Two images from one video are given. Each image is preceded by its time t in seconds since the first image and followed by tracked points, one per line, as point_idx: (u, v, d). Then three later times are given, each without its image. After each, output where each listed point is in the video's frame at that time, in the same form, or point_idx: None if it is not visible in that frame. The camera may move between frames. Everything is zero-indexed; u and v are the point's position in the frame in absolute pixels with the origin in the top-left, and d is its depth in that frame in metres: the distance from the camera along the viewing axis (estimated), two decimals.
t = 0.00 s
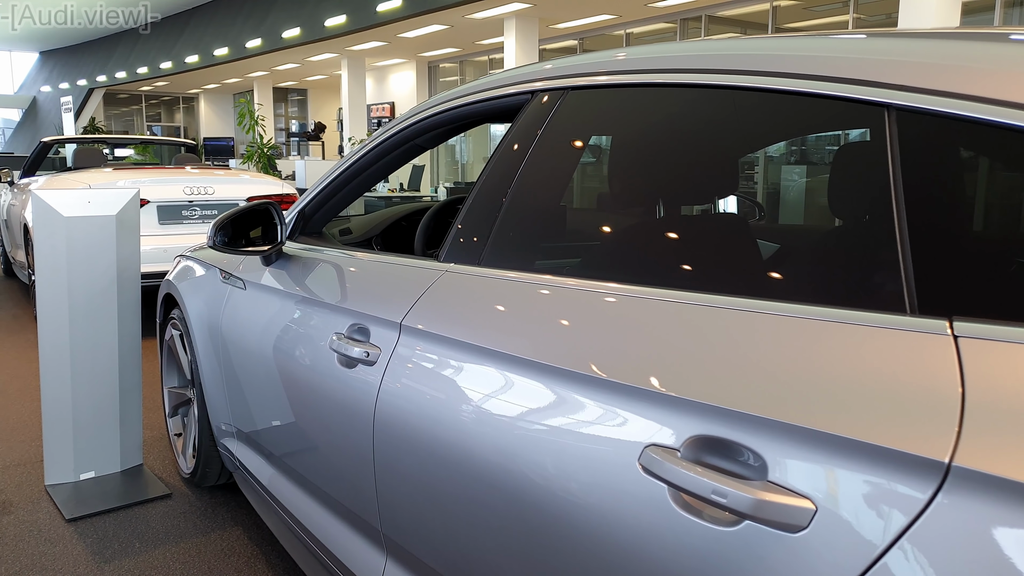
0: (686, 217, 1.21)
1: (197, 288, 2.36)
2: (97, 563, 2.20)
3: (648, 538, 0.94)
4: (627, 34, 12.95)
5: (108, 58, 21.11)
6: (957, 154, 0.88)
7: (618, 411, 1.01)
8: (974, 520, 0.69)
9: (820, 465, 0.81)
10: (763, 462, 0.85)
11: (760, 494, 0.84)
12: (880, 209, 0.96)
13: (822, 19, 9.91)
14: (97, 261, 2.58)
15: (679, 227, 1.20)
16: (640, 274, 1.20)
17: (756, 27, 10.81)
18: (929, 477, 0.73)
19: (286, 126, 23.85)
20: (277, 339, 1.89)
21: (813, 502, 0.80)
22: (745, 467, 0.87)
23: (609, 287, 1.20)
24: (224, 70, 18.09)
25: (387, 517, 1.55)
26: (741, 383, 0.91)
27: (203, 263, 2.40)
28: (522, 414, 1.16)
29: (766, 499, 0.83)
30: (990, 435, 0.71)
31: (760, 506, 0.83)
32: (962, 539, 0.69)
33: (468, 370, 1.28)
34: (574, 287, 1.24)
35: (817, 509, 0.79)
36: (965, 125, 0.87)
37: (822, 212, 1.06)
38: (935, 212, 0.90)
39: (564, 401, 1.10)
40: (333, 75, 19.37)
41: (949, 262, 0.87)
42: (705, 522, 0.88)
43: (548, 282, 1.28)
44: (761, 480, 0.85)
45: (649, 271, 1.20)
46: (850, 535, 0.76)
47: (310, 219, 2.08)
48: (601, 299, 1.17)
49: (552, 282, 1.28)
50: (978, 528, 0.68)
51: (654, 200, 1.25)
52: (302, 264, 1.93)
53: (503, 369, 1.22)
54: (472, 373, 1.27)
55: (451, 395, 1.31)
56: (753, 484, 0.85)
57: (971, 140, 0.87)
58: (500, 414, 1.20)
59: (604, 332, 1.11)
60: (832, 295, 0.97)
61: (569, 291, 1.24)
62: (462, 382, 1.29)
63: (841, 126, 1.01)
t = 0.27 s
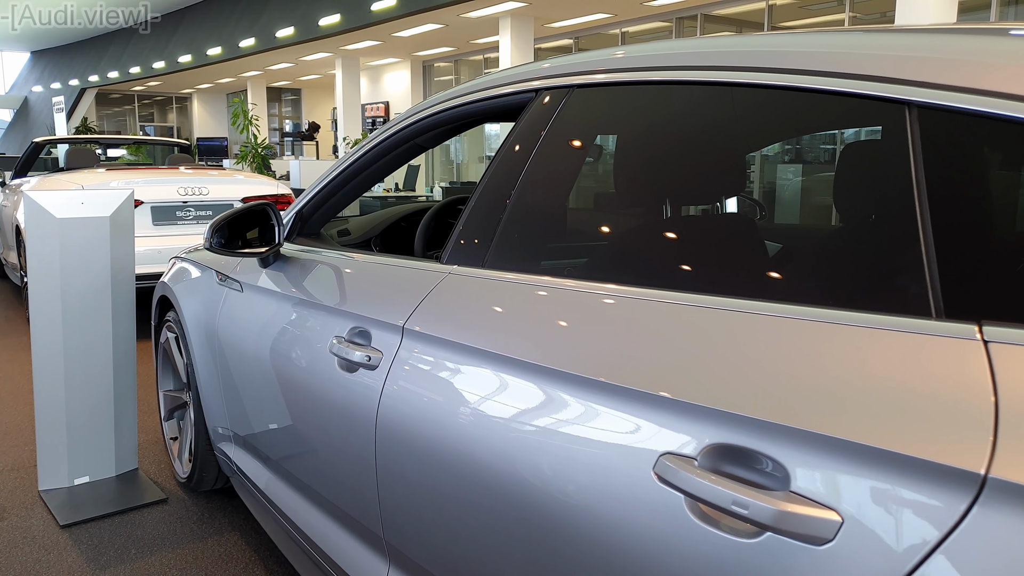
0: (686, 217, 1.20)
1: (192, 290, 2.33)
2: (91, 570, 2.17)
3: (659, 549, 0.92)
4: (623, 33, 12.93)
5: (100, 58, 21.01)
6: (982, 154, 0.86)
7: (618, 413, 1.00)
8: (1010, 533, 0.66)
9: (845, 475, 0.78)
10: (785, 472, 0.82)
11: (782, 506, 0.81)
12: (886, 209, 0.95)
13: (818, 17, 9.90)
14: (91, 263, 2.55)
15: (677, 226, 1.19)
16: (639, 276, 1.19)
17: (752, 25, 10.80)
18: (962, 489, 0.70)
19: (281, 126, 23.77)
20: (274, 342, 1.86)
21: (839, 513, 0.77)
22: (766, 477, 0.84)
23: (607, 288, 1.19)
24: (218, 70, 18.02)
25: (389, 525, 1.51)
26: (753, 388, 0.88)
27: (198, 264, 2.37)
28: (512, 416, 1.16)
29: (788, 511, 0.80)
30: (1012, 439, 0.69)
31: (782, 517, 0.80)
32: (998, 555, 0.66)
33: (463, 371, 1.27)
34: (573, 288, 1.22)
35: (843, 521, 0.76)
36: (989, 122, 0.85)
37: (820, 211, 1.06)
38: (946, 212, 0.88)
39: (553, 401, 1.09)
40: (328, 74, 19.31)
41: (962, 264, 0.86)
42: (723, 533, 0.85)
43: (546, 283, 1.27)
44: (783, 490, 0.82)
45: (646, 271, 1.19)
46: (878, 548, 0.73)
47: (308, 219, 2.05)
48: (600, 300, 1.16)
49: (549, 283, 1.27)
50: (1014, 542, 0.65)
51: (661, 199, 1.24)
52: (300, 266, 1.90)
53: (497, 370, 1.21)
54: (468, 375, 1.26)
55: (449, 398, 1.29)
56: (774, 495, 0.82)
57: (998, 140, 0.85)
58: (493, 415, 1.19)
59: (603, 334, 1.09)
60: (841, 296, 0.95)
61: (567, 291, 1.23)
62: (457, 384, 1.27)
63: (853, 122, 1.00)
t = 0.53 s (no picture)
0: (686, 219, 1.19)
1: (190, 293, 2.31)
2: None
3: (675, 559, 0.90)
4: (619, 32, 12.93)
5: (93, 57, 20.90)
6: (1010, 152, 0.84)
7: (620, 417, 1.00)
8: None
9: (875, 488, 0.76)
10: (811, 483, 0.80)
11: (808, 518, 0.79)
12: (896, 209, 0.96)
13: (814, 16, 9.91)
14: (88, 264, 2.52)
15: (677, 227, 1.19)
16: (641, 279, 1.19)
17: (748, 24, 10.80)
18: (1000, 502, 0.68)
19: (275, 126, 23.70)
20: (271, 345, 1.84)
21: (870, 526, 0.75)
22: (790, 488, 0.82)
23: (605, 290, 1.19)
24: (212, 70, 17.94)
25: (393, 533, 1.49)
26: (770, 394, 0.87)
27: (196, 266, 2.35)
28: (507, 417, 1.17)
29: (815, 524, 0.78)
30: None
31: (810, 530, 0.78)
32: None
33: (460, 374, 1.28)
34: (572, 291, 1.22)
35: (875, 535, 0.74)
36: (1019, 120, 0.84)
37: (814, 211, 1.05)
38: (961, 215, 0.88)
39: (544, 401, 1.11)
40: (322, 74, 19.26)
41: (977, 266, 0.85)
42: (745, 545, 0.83)
43: (544, 285, 1.27)
44: (809, 502, 0.80)
45: (642, 271, 1.20)
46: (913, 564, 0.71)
47: (308, 220, 2.03)
48: (599, 303, 1.16)
49: (547, 285, 1.27)
50: None
51: (669, 200, 1.23)
52: (299, 267, 1.88)
53: (493, 371, 1.22)
54: (465, 378, 1.26)
55: (445, 401, 1.29)
56: (800, 506, 0.80)
57: None
58: (489, 417, 1.20)
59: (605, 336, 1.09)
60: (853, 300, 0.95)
61: (565, 292, 1.23)
62: (455, 387, 1.28)
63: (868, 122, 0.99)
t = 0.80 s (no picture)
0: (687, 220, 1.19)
1: (188, 296, 2.28)
2: None
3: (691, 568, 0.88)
4: (615, 32, 12.92)
5: (88, 59, 20.83)
6: None
7: (620, 420, 1.00)
8: None
9: (905, 499, 0.74)
10: (838, 494, 0.79)
11: (837, 530, 0.77)
12: (903, 208, 0.97)
13: (811, 15, 9.92)
14: (85, 267, 2.50)
15: (676, 227, 1.19)
16: (635, 275, 1.20)
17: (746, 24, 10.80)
18: None
19: (271, 127, 23.65)
20: (270, 347, 1.83)
21: (903, 540, 0.73)
22: (816, 498, 0.81)
23: (604, 291, 1.19)
24: (207, 70, 17.88)
25: (400, 542, 1.46)
26: (785, 399, 0.86)
27: (194, 268, 2.33)
28: (504, 419, 1.17)
29: (844, 536, 0.76)
30: None
31: (839, 543, 0.76)
32: None
33: (459, 376, 1.27)
34: (570, 292, 1.22)
35: (907, 549, 0.72)
36: None
37: (813, 210, 1.05)
38: (989, 217, 0.86)
39: (537, 402, 1.12)
40: (318, 75, 19.22)
41: (1006, 269, 0.83)
42: (771, 558, 0.82)
43: (544, 287, 1.27)
44: (837, 514, 0.78)
45: (637, 269, 1.20)
46: None
47: (308, 223, 2.01)
48: (599, 305, 1.16)
49: (547, 287, 1.26)
50: None
51: (678, 199, 1.21)
52: (300, 269, 1.85)
53: (492, 373, 1.21)
54: (464, 380, 1.26)
55: (446, 402, 1.29)
56: (828, 518, 0.78)
57: None
58: (488, 419, 1.20)
59: (611, 339, 1.08)
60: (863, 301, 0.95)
61: (564, 294, 1.23)
62: (454, 390, 1.27)
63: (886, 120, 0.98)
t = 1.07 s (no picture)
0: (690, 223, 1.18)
1: (188, 299, 2.27)
2: None
3: None
4: (614, 33, 12.91)
5: (85, 60, 20.78)
6: None
7: (626, 424, 1.00)
8: None
9: (933, 510, 0.72)
10: (864, 504, 0.77)
11: (864, 542, 0.75)
12: (911, 211, 0.96)
13: (809, 16, 9.92)
14: (84, 270, 2.48)
15: (679, 228, 1.19)
16: (636, 277, 1.20)
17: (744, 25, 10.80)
18: None
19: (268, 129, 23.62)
20: (270, 351, 1.81)
21: (933, 553, 0.71)
22: (841, 508, 0.79)
23: (604, 293, 1.19)
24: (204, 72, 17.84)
25: (405, 549, 1.44)
26: (800, 404, 0.85)
27: (195, 271, 2.31)
28: (502, 422, 1.17)
29: (872, 548, 0.75)
30: None
31: (867, 555, 0.75)
32: None
33: (459, 379, 1.27)
34: (571, 296, 1.22)
35: (937, 562, 0.70)
36: None
37: (813, 211, 1.08)
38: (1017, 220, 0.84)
39: (535, 404, 1.13)
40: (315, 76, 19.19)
41: None
42: (794, 569, 0.80)
43: (545, 289, 1.27)
44: (863, 525, 0.76)
45: (636, 269, 1.21)
46: None
47: (309, 225, 1.99)
48: (600, 307, 1.16)
49: (548, 290, 1.27)
50: None
51: (688, 199, 1.20)
52: (303, 272, 1.84)
53: (493, 376, 1.21)
54: (463, 382, 1.26)
55: (446, 405, 1.28)
56: (855, 530, 0.77)
57: None
58: (488, 422, 1.20)
59: (619, 343, 1.07)
60: (869, 303, 0.95)
61: (564, 296, 1.23)
62: (454, 393, 1.27)
63: (900, 120, 0.97)
